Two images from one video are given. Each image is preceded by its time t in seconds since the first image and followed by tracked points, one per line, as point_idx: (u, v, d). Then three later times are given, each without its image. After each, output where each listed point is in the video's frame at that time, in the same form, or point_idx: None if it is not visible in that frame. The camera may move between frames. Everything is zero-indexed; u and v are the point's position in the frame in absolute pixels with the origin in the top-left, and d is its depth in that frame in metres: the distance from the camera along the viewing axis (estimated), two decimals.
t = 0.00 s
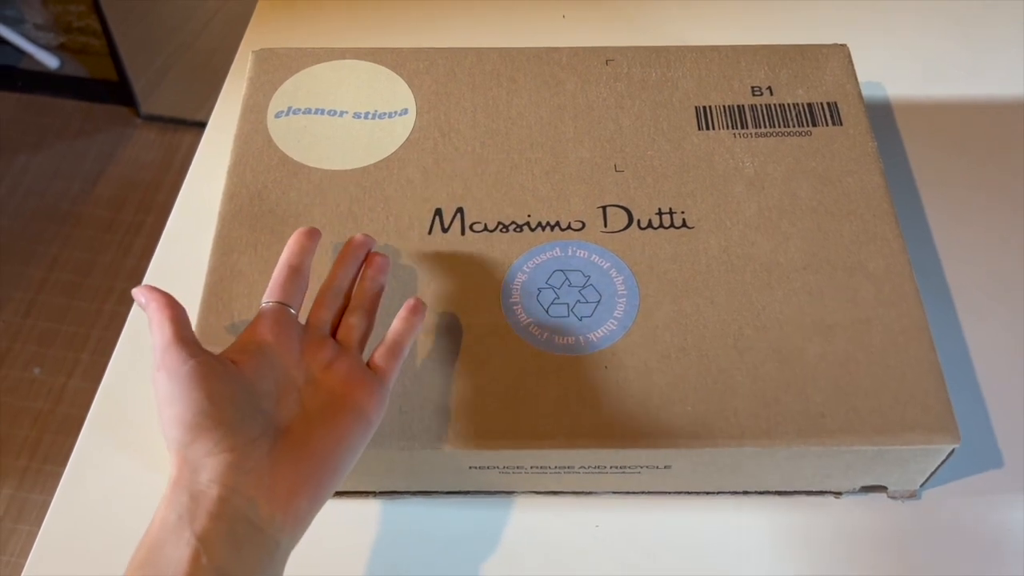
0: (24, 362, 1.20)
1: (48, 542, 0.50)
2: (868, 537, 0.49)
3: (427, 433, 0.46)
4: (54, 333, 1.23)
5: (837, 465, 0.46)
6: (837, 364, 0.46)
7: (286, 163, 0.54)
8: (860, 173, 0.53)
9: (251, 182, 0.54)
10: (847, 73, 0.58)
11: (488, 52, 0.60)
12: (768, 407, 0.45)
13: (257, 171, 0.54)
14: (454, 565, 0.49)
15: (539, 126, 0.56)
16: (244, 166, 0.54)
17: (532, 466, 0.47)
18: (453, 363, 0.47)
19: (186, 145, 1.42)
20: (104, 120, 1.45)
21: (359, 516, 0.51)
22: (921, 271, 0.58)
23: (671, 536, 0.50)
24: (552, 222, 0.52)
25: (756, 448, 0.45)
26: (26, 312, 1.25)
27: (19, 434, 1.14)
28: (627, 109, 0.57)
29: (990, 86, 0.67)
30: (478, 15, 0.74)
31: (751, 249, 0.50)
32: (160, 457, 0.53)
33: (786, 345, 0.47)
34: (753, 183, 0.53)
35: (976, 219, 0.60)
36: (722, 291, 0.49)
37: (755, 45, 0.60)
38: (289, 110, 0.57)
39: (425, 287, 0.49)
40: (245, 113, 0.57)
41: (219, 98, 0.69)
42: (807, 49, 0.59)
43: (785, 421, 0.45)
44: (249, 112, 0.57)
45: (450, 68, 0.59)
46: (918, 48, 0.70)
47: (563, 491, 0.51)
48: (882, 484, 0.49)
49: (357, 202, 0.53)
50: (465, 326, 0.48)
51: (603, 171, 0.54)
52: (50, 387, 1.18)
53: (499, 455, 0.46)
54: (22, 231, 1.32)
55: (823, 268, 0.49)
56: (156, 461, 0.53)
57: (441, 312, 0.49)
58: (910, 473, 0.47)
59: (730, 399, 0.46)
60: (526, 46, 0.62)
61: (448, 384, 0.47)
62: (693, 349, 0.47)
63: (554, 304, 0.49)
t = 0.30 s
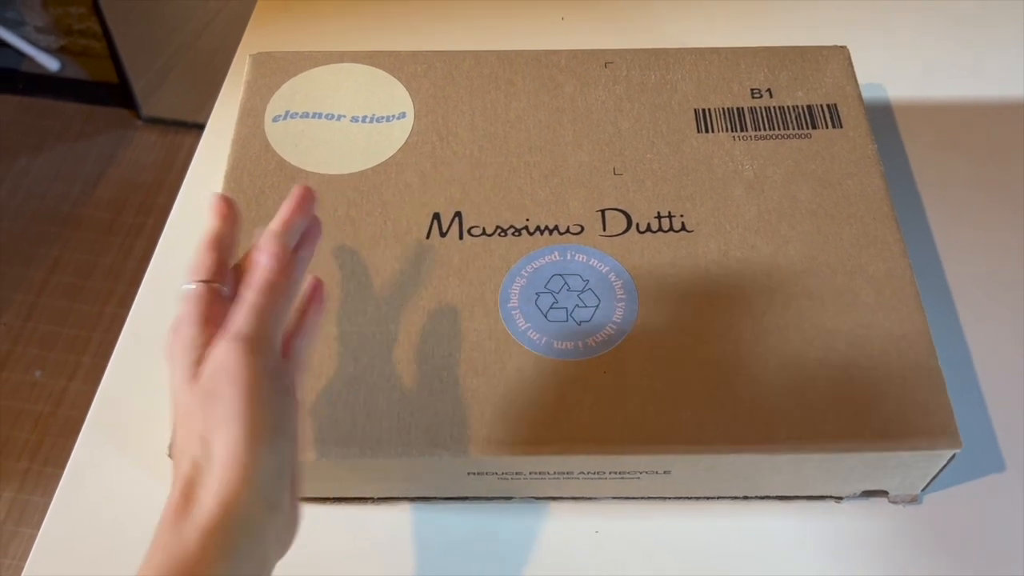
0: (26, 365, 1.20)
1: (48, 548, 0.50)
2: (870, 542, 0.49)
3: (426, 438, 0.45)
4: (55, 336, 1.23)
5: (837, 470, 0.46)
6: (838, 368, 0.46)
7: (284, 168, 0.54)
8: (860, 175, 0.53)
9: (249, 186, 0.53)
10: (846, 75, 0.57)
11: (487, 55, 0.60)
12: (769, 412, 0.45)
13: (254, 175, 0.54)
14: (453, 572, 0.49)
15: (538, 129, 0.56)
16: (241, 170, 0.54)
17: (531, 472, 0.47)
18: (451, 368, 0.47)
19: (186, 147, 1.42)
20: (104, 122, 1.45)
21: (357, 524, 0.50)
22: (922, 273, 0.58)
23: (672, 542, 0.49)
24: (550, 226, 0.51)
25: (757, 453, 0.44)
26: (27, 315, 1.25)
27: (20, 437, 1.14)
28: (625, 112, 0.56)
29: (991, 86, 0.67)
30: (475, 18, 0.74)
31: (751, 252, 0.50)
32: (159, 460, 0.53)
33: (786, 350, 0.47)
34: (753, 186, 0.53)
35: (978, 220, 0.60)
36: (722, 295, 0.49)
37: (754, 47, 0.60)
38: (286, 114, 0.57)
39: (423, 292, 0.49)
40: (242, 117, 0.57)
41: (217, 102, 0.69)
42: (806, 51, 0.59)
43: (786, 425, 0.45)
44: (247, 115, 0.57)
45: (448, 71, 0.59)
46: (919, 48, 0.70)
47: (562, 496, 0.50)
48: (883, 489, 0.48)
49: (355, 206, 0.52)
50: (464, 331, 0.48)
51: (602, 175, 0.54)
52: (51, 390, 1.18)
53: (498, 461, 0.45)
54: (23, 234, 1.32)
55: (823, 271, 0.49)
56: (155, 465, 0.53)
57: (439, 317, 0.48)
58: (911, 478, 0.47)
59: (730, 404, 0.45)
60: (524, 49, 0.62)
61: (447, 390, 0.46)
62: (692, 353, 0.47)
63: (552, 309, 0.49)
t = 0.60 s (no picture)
0: (31, 366, 1.21)
1: (54, 547, 0.50)
2: (870, 540, 0.49)
3: (429, 438, 0.46)
4: (59, 338, 1.24)
5: (838, 469, 0.46)
6: (838, 367, 0.46)
7: (287, 170, 0.55)
8: (860, 175, 0.53)
9: (252, 188, 0.54)
10: (846, 75, 0.58)
11: (488, 57, 0.60)
12: (769, 412, 0.45)
13: (257, 177, 0.54)
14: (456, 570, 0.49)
15: (539, 130, 0.56)
16: (244, 172, 0.54)
17: (533, 471, 0.47)
18: (453, 368, 0.47)
19: (189, 150, 1.43)
20: (108, 125, 1.45)
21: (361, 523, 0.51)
22: (922, 272, 0.58)
23: (675, 541, 0.50)
24: (552, 226, 0.52)
25: (758, 451, 0.45)
26: (32, 317, 1.25)
27: (25, 439, 1.15)
28: (626, 113, 0.57)
29: (991, 87, 0.67)
30: (477, 20, 0.74)
31: (751, 252, 0.50)
32: (164, 460, 0.53)
33: (787, 349, 0.47)
34: (753, 186, 0.53)
35: (977, 220, 0.60)
36: (722, 295, 0.49)
37: (754, 48, 0.60)
38: (289, 117, 0.57)
39: (425, 292, 0.50)
40: (245, 119, 0.57)
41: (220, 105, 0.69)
42: (806, 51, 0.59)
43: (786, 424, 0.45)
44: (250, 118, 0.57)
45: (450, 73, 0.59)
46: (919, 49, 0.70)
47: (565, 495, 0.51)
48: (884, 486, 0.49)
49: (358, 208, 0.53)
50: (466, 331, 0.48)
51: (603, 175, 0.54)
52: (56, 392, 1.19)
53: (501, 460, 0.46)
54: (28, 236, 1.33)
55: (823, 271, 0.49)
56: (161, 465, 0.53)
57: (441, 317, 0.49)
58: (911, 476, 0.47)
59: (730, 403, 0.46)
60: (525, 50, 0.62)
61: (449, 389, 0.47)
62: (693, 353, 0.47)
63: (554, 309, 0.49)
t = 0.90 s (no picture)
0: (37, 369, 1.21)
1: (63, 551, 0.50)
2: (880, 541, 0.49)
3: (437, 439, 0.45)
4: (66, 341, 1.24)
5: (848, 469, 0.46)
6: (848, 368, 0.46)
7: (294, 171, 0.55)
8: (869, 175, 0.53)
9: (259, 190, 0.54)
10: (854, 75, 0.58)
11: (495, 58, 0.60)
12: (778, 412, 0.45)
13: (264, 179, 0.54)
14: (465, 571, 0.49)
15: (546, 131, 0.56)
16: (251, 174, 0.54)
17: (542, 472, 0.47)
18: (461, 369, 0.47)
19: (194, 152, 1.43)
20: (113, 128, 1.46)
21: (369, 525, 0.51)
22: (931, 272, 0.57)
23: (683, 542, 0.49)
24: (559, 227, 0.52)
25: (768, 452, 0.44)
26: (38, 320, 1.26)
27: (31, 441, 1.15)
28: (633, 113, 0.57)
29: (1000, 85, 0.67)
30: (483, 21, 0.74)
31: (759, 252, 0.50)
32: (172, 462, 0.53)
33: (796, 349, 0.47)
34: (761, 186, 0.53)
35: (986, 219, 0.60)
36: (731, 295, 0.49)
37: (761, 47, 0.60)
38: (296, 118, 0.57)
39: (433, 294, 0.50)
40: (252, 121, 0.57)
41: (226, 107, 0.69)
42: (814, 51, 0.59)
43: (796, 425, 0.45)
44: (257, 119, 0.57)
45: (456, 74, 0.59)
46: (926, 48, 0.70)
47: (573, 496, 0.51)
48: (894, 487, 0.48)
49: (365, 209, 0.53)
50: (474, 332, 0.48)
51: (611, 176, 0.54)
52: (62, 395, 1.19)
53: (509, 461, 0.46)
54: (34, 239, 1.33)
55: (832, 270, 0.49)
56: (168, 469, 0.53)
57: (448, 318, 0.49)
58: (921, 476, 0.47)
59: (740, 403, 0.45)
60: (531, 52, 0.62)
61: (457, 391, 0.47)
62: (702, 353, 0.47)
63: (562, 310, 0.49)
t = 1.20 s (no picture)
0: (45, 369, 1.22)
1: (73, 543, 0.51)
2: (881, 528, 0.49)
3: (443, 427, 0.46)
4: (73, 341, 1.25)
5: (849, 456, 0.47)
6: (849, 357, 0.47)
7: (301, 166, 0.55)
8: (869, 168, 0.53)
9: (267, 184, 0.55)
10: (854, 69, 0.58)
11: (498, 54, 0.61)
12: (780, 400, 0.46)
13: (272, 174, 0.55)
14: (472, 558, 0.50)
15: (549, 126, 0.57)
16: (259, 169, 0.55)
17: (546, 460, 0.47)
18: (467, 360, 0.48)
19: (201, 153, 1.44)
20: (120, 129, 1.47)
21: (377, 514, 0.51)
22: (931, 264, 0.58)
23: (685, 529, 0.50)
24: (563, 220, 0.52)
25: (769, 440, 0.45)
26: (45, 320, 1.27)
27: (39, 441, 1.16)
28: (635, 108, 0.57)
29: (1000, 80, 0.67)
30: (487, 19, 0.75)
31: (761, 244, 0.51)
32: (181, 455, 0.54)
33: (797, 338, 0.48)
34: (762, 179, 0.53)
35: (985, 212, 0.60)
36: (732, 286, 0.49)
37: (762, 43, 0.60)
38: (303, 114, 0.58)
39: (438, 286, 0.50)
40: (260, 117, 0.58)
41: (233, 105, 0.70)
42: (814, 46, 0.60)
43: (796, 413, 0.45)
44: (264, 115, 0.58)
45: (461, 70, 0.60)
46: (926, 43, 0.71)
47: (577, 485, 0.51)
48: (894, 475, 0.49)
49: (371, 203, 0.54)
50: (479, 323, 0.49)
51: (613, 169, 0.54)
52: (70, 394, 1.20)
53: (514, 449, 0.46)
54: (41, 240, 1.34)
55: (832, 262, 0.50)
56: (177, 463, 0.54)
57: (453, 310, 0.49)
58: (921, 464, 0.47)
59: (742, 392, 0.46)
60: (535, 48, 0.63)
61: (462, 380, 0.47)
62: (704, 343, 0.48)
63: (565, 301, 0.49)
